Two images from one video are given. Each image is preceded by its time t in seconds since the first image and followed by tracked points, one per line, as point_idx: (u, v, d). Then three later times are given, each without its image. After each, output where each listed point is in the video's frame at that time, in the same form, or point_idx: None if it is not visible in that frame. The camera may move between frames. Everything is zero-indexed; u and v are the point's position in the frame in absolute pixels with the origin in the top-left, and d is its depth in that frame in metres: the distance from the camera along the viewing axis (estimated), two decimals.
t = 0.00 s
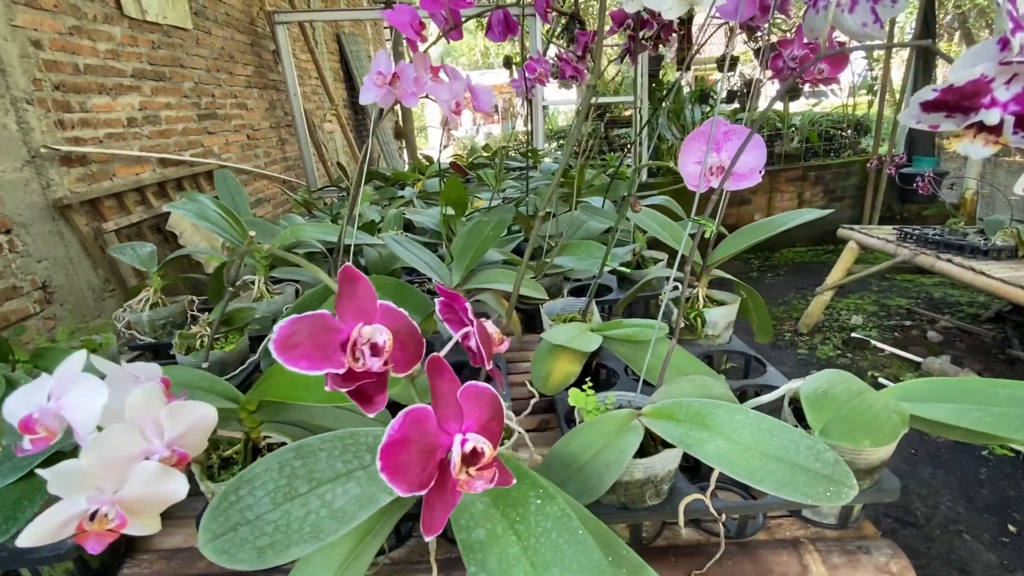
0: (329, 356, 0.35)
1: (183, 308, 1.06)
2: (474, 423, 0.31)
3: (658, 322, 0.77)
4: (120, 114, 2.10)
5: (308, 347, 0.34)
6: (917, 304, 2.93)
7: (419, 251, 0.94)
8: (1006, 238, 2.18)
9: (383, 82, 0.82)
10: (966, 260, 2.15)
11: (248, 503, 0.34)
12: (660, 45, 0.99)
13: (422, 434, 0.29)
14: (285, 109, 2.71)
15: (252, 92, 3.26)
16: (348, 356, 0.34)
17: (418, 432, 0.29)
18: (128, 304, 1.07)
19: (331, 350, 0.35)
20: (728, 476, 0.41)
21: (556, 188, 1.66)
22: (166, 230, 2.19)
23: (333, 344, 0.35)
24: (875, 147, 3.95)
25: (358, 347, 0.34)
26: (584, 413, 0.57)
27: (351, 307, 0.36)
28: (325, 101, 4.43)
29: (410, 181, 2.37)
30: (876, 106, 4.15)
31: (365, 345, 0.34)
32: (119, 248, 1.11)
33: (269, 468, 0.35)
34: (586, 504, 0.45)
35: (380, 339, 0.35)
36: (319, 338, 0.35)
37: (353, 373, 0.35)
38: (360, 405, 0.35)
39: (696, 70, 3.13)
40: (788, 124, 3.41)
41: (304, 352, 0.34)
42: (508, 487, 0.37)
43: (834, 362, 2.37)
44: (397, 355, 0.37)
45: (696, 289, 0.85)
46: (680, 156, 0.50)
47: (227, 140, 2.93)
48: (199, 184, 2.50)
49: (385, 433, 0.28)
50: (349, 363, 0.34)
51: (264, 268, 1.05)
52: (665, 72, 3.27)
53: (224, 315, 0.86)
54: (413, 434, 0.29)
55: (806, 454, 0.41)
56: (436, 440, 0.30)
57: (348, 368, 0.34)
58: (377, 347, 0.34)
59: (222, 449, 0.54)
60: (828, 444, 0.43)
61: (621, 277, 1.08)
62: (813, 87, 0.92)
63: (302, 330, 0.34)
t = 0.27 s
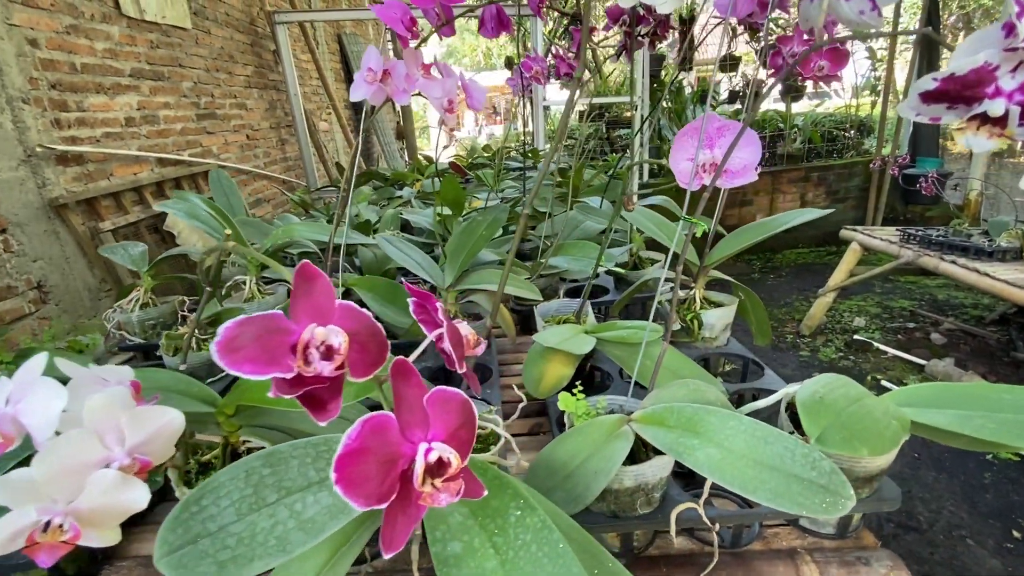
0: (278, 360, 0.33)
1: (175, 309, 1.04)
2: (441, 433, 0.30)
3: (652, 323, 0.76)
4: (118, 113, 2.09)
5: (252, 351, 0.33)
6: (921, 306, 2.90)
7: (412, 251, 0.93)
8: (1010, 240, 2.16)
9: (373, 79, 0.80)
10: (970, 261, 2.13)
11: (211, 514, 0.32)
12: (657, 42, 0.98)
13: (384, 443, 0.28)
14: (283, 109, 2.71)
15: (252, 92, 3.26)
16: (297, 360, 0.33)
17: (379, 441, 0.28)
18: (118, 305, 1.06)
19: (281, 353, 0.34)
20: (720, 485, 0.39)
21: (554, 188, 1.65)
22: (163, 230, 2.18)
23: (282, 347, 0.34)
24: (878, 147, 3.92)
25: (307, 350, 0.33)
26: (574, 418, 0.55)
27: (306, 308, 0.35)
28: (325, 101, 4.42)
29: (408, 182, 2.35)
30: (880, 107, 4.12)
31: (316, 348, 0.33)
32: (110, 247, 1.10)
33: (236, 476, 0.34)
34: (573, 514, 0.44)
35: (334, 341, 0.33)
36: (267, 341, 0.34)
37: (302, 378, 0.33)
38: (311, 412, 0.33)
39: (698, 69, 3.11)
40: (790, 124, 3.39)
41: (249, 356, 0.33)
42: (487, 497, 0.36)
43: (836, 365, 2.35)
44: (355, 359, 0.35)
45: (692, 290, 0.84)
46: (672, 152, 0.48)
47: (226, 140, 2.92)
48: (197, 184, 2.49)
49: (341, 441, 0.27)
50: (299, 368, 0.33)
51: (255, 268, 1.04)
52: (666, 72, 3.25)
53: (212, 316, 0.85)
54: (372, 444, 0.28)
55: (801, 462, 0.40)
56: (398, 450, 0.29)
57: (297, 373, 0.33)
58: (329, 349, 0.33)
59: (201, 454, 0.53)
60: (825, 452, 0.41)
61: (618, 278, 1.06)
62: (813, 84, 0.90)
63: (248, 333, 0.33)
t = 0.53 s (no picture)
0: (195, 368, 0.32)
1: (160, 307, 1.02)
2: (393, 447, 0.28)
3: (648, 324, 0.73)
4: (113, 110, 2.07)
5: (165, 358, 0.31)
6: (926, 307, 2.86)
7: (402, 250, 0.90)
8: (1018, 240, 2.12)
9: (361, 71, 0.77)
10: (977, 262, 2.09)
11: (157, 532, 0.29)
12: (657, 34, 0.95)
13: (323, 467, 0.26)
14: (282, 106, 2.68)
15: (251, 90, 3.24)
16: (217, 369, 0.31)
17: (317, 461, 0.26)
18: (104, 304, 1.03)
19: (199, 361, 0.32)
20: (714, 499, 0.36)
21: (552, 186, 1.62)
22: (159, 228, 2.16)
23: (200, 353, 0.32)
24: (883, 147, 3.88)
25: (224, 357, 0.31)
26: (564, 424, 0.52)
27: (236, 311, 0.33)
28: (326, 100, 4.40)
29: (406, 180, 2.33)
30: (884, 106, 4.08)
31: (238, 356, 0.31)
32: (97, 245, 1.07)
33: (187, 490, 0.31)
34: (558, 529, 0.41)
35: (266, 347, 0.32)
36: (184, 347, 0.32)
37: (221, 387, 0.32)
38: (234, 423, 0.32)
39: (700, 68, 3.07)
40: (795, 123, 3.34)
41: (159, 364, 0.31)
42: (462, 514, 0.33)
43: (839, 366, 2.31)
44: (288, 365, 0.33)
45: (691, 290, 0.81)
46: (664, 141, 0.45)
47: (225, 138, 2.90)
48: (194, 182, 2.47)
49: (274, 460, 0.25)
50: (217, 378, 0.31)
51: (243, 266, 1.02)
52: (668, 70, 3.22)
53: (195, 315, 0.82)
54: (309, 464, 0.26)
55: (804, 475, 0.37)
56: (342, 472, 0.27)
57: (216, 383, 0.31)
58: (254, 357, 0.31)
59: (172, 460, 0.51)
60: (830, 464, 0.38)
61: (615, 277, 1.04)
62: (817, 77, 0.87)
63: (161, 339, 0.31)
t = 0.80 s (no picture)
0: (58, 390, 0.24)
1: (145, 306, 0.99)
2: (326, 479, 0.24)
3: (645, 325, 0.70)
4: (106, 106, 2.04)
5: (18, 376, 0.23)
6: (932, 308, 2.81)
7: (392, 247, 0.86)
8: None
9: (347, 59, 0.74)
10: (986, 262, 2.05)
11: (80, 564, 0.27)
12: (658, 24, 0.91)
13: (238, 506, 0.22)
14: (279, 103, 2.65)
15: (249, 87, 3.21)
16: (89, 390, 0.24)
17: (229, 503, 0.22)
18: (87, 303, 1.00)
19: (66, 381, 0.24)
20: (716, 522, 0.32)
21: (551, 184, 1.59)
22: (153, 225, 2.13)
23: (69, 371, 0.25)
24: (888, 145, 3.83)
25: (96, 375, 0.24)
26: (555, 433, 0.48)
27: (128, 316, 0.27)
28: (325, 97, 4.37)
29: (404, 177, 2.29)
30: (890, 104, 4.03)
31: (122, 373, 0.24)
32: (80, 242, 1.04)
33: (116, 518, 0.29)
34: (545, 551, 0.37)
35: (160, 362, 0.25)
36: (45, 363, 0.24)
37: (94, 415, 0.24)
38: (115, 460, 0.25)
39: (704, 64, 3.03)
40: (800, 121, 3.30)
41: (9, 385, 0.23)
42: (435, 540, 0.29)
43: (844, 368, 2.27)
44: (193, 382, 0.26)
45: (694, 290, 0.77)
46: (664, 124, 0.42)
47: (222, 135, 2.87)
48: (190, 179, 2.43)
49: (172, 500, 0.20)
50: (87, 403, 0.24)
51: (229, 264, 0.98)
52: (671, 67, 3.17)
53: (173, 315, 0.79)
54: (218, 506, 0.22)
55: (816, 497, 0.33)
56: (260, 513, 0.23)
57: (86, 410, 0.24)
58: (145, 373, 0.25)
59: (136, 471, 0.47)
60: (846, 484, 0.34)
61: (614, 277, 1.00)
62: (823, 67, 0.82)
63: (14, 351, 0.24)
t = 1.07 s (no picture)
0: None
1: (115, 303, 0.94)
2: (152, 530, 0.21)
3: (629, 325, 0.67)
4: (93, 99, 2.00)
5: None
6: (938, 308, 2.75)
7: (369, 241, 0.81)
8: None
9: (318, 39, 0.69)
10: (994, 261, 1.99)
11: None
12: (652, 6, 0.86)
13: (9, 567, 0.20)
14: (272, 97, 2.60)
15: (244, 82, 3.16)
16: None
17: None
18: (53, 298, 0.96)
19: None
20: (705, 560, 0.28)
21: (546, 179, 1.54)
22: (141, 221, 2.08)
23: None
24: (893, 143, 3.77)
25: None
26: (529, 444, 0.44)
27: None
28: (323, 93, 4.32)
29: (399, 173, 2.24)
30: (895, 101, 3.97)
31: None
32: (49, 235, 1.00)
33: None
34: None
35: None
36: None
37: None
38: None
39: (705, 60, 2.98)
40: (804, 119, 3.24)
41: None
42: None
43: (848, 370, 2.22)
44: None
45: (688, 287, 0.72)
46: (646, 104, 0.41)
47: (215, 130, 2.83)
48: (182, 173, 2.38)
49: None
50: None
51: (202, 258, 0.94)
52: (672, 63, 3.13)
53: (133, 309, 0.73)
54: None
55: (823, 530, 0.28)
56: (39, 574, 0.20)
57: None
58: None
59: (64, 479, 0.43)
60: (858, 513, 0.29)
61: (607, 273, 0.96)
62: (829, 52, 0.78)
63: None
